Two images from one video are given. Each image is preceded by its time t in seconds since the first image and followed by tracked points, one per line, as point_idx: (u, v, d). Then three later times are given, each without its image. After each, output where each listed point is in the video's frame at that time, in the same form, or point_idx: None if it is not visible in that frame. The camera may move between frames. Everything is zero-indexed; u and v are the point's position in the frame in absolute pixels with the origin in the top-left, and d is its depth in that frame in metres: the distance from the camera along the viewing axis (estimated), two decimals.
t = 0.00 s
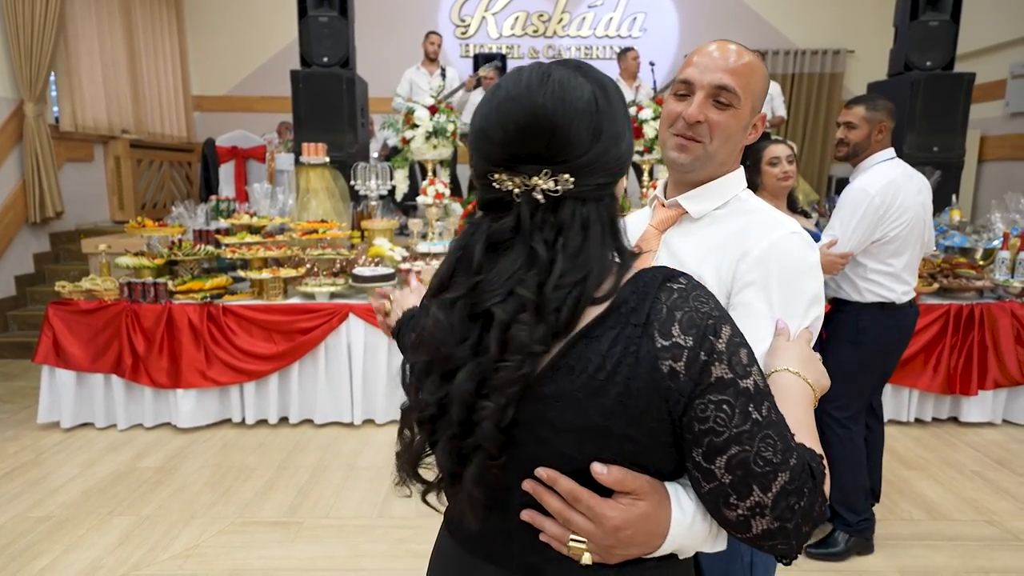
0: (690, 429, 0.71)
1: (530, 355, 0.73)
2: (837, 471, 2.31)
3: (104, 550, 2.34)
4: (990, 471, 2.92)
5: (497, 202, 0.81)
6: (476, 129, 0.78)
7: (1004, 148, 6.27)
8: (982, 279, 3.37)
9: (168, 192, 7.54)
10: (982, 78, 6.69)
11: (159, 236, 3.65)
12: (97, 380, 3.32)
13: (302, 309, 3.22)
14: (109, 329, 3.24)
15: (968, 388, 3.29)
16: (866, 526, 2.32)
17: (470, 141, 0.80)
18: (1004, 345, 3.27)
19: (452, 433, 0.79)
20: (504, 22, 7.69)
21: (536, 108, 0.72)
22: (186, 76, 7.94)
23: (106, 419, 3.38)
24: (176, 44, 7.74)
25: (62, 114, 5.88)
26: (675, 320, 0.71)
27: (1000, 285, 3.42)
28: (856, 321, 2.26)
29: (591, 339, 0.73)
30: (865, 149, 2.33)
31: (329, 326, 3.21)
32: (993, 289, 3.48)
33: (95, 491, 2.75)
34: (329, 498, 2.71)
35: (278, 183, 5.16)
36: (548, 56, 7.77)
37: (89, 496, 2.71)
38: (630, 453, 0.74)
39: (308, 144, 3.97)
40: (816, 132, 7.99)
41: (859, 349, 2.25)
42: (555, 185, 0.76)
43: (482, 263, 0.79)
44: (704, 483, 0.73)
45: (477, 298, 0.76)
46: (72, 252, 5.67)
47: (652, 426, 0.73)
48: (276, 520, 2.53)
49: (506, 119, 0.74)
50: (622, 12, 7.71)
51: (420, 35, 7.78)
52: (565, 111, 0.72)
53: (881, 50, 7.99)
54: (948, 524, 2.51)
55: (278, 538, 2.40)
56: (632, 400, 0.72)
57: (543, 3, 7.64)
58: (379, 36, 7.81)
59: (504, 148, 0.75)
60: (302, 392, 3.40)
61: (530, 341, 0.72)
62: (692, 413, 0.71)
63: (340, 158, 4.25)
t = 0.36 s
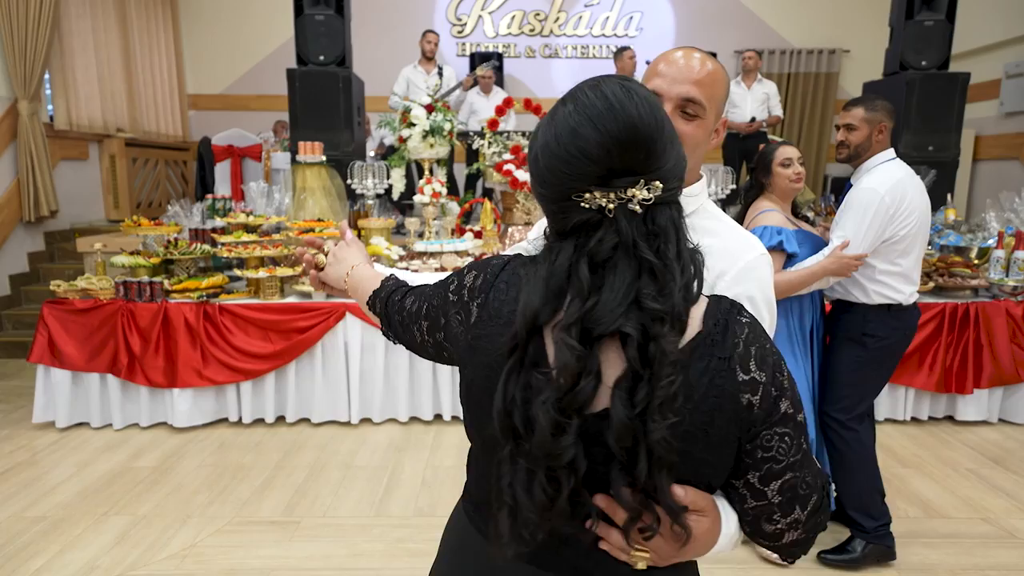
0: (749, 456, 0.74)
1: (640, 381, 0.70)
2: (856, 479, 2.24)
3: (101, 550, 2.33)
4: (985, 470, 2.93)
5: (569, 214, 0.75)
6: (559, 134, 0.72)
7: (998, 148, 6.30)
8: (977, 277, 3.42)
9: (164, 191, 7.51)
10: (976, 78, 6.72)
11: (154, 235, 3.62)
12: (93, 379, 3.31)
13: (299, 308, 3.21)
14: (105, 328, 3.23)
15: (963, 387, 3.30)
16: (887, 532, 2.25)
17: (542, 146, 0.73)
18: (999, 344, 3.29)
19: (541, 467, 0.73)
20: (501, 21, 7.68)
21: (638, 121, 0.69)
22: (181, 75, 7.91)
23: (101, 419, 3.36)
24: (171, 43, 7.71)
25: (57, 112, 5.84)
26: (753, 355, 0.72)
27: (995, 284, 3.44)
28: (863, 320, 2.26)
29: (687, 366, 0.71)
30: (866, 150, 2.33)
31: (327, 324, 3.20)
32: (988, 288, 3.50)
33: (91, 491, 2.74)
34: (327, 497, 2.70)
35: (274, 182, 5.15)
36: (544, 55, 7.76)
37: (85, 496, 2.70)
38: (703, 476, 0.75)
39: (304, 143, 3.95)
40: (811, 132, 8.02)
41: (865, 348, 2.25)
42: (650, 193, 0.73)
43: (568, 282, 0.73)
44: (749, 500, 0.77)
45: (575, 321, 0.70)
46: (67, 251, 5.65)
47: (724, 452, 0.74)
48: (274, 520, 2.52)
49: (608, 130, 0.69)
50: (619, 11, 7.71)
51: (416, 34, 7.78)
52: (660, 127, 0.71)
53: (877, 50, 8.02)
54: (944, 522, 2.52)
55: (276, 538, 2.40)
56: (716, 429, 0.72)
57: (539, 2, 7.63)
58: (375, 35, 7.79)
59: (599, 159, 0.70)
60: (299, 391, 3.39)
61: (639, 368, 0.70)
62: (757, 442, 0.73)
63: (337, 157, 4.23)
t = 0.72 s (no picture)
0: (840, 377, 0.80)
1: (743, 360, 0.73)
2: (873, 491, 2.21)
3: (97, 554, 2.32)
4: (980, 470, 2.95)
5: (645, 206, 0.76)
6: (641, 132, 0.72)
7: (991, 150, 6.34)
8: (970, 279, 3.42)
9: (159, 193, 7.49)
10: (970, 79, 6.76)
11: (151, 237, 3.63)
12: (88, 383, 3.30)
13: (296, 311, 3.21)
14: (101, 331, 3.22)
15: (958, 387, 3.32)
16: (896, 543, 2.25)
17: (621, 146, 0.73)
18: (993, 344, 3.31)
19: (658, 461, 0.73)
20: (497, 24, 7.70)
21: (720, 112, 0.73)
22: (176, 77, 7.91)
23: (97, 422, 3.36)
24: (167, 46, 7.70)
25: (52, 115, 5.83)
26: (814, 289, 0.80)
27: (989, 285, 3.46)
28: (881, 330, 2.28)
29: (779, 327, 0.75)
30: (873, 147, 2.37)
31: (323, 326, 3.20)
32: (982, 289, 3.52)
33: (87, 494, 2.74)
34: (324, 499, 2.70)
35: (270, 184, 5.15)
36: (540, 57, 7.78)
37: (81, 500, 2.69)
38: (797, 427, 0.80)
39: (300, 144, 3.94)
40: (806, 133, 8.06)
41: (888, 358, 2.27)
42: (718, 182, 0.77)
43: (660, 273, 0.74)
44: (846, 418, 0.83)
45: (661, 314, 0.72)
46: (62, 254, 5.63)
47: (820, 384, 0.79)
48: (270, 523, 2.52)
49: (697, 121, 0.71)
50: (614, 14, 7.73)
51: (412, 36, 7.79)
52: (733, 112, 0.74)
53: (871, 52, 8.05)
54: (939, 522, 2.53)
55: (272, 541, 2.40)
56: (810, 361, 0.77)
57: (535, 4, 7.65)
58: (371, 37, 7.80)
59: (687, 152, 0.72)
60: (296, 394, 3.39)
61: (740, 348, 0.73)
62: (840, 361, 0.79)
63: (333, 159, 4.26)
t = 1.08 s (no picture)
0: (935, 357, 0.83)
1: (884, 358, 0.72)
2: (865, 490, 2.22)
3: (91, 555, 2.32)
4: (972, 468, 2.97)
5: (768, 216, 0.74)
6: (770, 140, 0.71)
7: (983, 150, 6.38)
8: (962, 279, 3.45)
9: (153, 194, 7.47)
10: (962, 80, 6.80)
11: (145, 238, 3.62)
12: (82, 383, 3.29)
13: (291, 312, 3.21)
14: (94, 332, 3.22)
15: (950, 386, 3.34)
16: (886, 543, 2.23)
17: (750, 158, 0.72)
18: (984, 343, 3.33)
19: (837, 476, 0.70)
20: (491, 24, 7.70)
21: (848, 121, 0.75)
22: (170, 77, 7.89)
23: (91, 423, 3.35)
24: (160, 46, 7.68)
25: (45, 115, 5.81)
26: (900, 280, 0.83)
27: (980, 285, 3.48)
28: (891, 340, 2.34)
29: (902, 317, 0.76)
30: (876, 144, 2.62)
31: (318, 326, 3.20)
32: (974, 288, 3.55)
33: (81, 495, 2.73)
34: (319, 499, 2.70)
35: (265, 185, 5.15)
36: (534, 57, 7.79)
37: (74, 501, 2.69)
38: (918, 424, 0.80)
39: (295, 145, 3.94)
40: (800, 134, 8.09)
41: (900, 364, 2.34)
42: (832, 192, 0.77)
43: (803, 280, 0.72)
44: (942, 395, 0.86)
45: (815, 320, 0.69)
46: (55, 255, 5.61)
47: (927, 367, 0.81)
48: (265, 523, 2.52)
49: (839, 128, 0.73)
50: (609, 14, 7.75)
51: (407, 37, 7.79)
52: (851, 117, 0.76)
53: (864, 53, 8.09)
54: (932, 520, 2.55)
55: (266, 541, 2.40)
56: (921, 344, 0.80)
57: (529, 5, 7.65)
58: (366, 38, 7.79)
59: (833, 158, 0.73)
60: (290, 393, 3.39)
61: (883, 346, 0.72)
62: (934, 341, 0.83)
63: (327, 159, 4.25)
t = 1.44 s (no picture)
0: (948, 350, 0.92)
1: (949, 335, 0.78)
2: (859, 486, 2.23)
3: (83, 553, 2.31)
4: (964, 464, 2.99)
5: (881, 195, 0.75)
6: (900, 120, 0.72)
7: (977, 148, 6.40)
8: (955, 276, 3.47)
9: (146, 191, 7.43)
10: (956, 78, 6.82)
11: (138, 235, 3.62)
12: (75, 381, 3.28)
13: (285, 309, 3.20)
14: (87, 330, 3.20)
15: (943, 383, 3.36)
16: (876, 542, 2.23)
17: (881, 136, 0.72)
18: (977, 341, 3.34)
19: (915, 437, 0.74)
20: (487, 21, 7.68)
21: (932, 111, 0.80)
22: (164, 74, 7.84)
23: (83, 421, 3.33)
24: (154, 43, 7.64)
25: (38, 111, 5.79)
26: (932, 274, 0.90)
27: (973, 282, 3.50)
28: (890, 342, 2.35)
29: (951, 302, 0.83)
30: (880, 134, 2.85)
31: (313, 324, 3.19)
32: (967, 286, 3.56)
33: (73, 494, 2.71)
34: (313, 497, 2.70)
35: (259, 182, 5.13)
36: (530, 55, 7.78)
37: (67, 499, 2.67)
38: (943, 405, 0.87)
39: (289, 141, 3.92)
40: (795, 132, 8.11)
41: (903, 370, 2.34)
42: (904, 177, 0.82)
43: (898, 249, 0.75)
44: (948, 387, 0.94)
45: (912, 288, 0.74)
46: (48, 252, 5.57)
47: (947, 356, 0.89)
48: (258, 521, 2.51)
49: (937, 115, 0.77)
50: (604, 12, 7.74)
51: (402, 33, 7.76)
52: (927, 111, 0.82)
53: (859, 51, 8.10)
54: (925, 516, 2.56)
55: (259, 539, 2.39)
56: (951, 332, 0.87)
57: (525, 2, 7.64)
58: (361, 34, 7.76)
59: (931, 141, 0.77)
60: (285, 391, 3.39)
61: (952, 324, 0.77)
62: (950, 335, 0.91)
63: (322, 156, 4.19)
